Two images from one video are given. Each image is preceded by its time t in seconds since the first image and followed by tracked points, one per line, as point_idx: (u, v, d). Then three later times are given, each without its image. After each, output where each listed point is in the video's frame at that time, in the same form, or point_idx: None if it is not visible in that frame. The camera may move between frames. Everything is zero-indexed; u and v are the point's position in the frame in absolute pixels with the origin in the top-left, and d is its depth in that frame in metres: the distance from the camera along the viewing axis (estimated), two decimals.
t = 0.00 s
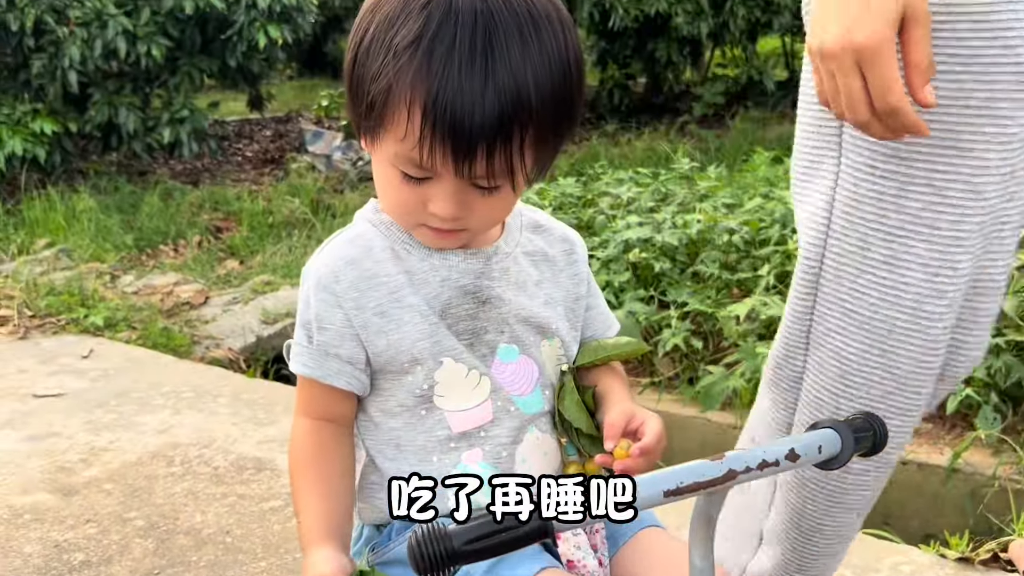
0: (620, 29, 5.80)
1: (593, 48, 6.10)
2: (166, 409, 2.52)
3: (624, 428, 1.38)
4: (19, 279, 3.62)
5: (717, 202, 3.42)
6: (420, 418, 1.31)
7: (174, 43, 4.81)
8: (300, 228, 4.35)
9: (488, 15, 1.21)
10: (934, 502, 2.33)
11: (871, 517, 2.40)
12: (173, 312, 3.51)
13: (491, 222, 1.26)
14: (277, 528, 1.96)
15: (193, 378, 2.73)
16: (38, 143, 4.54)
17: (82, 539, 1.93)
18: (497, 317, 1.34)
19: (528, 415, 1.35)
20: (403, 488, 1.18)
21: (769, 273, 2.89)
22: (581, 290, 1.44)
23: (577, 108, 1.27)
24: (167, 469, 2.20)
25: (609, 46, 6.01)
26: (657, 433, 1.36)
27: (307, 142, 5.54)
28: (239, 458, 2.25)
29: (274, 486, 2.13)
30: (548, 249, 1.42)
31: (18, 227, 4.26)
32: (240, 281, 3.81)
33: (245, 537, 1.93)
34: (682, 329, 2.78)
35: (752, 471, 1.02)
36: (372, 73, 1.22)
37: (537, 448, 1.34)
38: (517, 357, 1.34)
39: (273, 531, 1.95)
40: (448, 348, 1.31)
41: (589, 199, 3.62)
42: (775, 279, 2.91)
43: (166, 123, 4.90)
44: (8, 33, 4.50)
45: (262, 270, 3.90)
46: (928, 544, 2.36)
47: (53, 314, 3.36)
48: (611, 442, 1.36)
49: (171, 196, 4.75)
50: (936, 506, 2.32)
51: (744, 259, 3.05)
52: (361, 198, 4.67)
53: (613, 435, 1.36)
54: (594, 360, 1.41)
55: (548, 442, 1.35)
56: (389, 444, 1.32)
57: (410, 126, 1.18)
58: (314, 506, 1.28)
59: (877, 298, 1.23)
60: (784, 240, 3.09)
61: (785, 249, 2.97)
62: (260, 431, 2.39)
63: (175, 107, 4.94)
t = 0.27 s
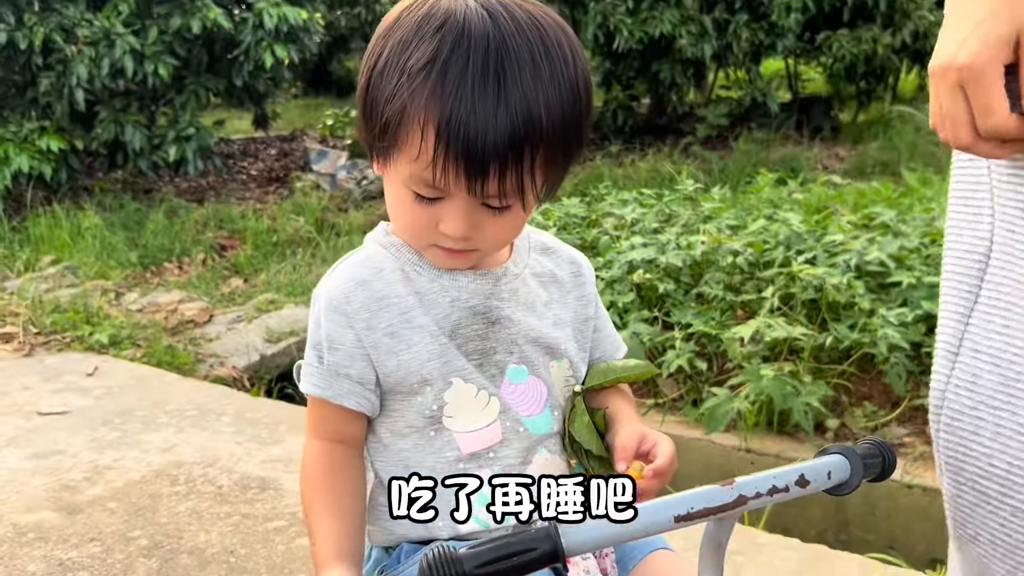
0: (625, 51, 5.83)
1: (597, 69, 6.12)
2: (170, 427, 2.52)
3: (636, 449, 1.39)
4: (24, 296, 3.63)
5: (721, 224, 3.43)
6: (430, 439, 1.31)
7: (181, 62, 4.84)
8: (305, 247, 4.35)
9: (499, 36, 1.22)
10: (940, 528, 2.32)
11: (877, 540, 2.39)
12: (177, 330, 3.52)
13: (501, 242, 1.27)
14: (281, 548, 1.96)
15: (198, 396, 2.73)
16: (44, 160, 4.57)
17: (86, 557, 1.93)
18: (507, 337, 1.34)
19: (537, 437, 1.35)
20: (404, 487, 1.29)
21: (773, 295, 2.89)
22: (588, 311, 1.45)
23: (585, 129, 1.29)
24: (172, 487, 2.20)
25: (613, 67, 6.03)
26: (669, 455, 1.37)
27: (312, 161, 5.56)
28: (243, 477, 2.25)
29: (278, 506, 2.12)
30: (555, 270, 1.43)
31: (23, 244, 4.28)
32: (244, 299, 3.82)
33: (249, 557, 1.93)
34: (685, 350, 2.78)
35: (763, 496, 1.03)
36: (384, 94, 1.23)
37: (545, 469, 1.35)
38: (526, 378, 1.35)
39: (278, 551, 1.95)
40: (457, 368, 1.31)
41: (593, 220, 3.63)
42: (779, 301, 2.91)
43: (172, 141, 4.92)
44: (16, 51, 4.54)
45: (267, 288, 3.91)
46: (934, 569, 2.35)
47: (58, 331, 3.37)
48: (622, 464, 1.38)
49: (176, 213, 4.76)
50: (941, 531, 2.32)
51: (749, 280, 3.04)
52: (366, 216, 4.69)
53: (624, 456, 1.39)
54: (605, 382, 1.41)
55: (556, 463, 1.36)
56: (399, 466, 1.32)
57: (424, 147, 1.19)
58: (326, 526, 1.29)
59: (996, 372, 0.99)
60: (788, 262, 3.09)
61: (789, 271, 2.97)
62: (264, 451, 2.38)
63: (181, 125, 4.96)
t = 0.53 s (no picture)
0: (627, 64, 5.84)
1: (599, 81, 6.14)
2: (171, 437, 2.52)
3: (638, 462, 1.39)
4: (26, 305, 3.63)
5: (723, 236, 3.44)
6: (432, 451, 1.32)
7: (184, 73, 4.86)
8: (306, 258, 4.36)
9: (505, 52, 1.23)
10: (942, 542, 2.32)
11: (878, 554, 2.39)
12: (179, 340, 3.52)
13: (507, 255, 1.27)
14: (282, 560, 1.96)
15: (199, 406, 2.74)
16: (48, 170, 4.58)
17: (87, 568, 1.93)
18: (509, 350, 1.35)
19: (539, 448, 1.35)
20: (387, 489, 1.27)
21: (774, 308, 2.89)
22: (589, 324, 1.46)
23: (588, 143, 1.30)
24: (172, 498, 2.20)
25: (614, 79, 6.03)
26: (671, 469, 1.36)
27: (314, 172, 5.57)
28: (244, 488, 2.25)
29: (279, 517, 2.13)
30: (556, 284, 1.44)
31: (26, 254, 4.28)
32: (246, 309, 3.83)
33: (249, 568, 1.93)
34: (686, 363, 2.78)
35: (764, 509, 1.04)
36: (392, 110, 1.23)
37: (548, 481, 1.35)
38: (528, 390, 1.35)
39: (278, 562, 1.95)
40: (460, 380, 1.31)
41: (595, 231, 3.63)
42: (780, 313, 2.91)
43: (175, 151, 4.94)
44: (21, 61, 4.55)
45: (269, 299, 3.92)
46: None
47: (60, 340, 3.37)
48: (625, 477, 1.38)
49: (179, 223, 4.77)
50: (943, 546, 2.32)
51: (750, 292, 3.05)
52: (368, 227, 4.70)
53: (626, 470, 1.39)
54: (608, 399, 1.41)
55: (558, 475, 1.36)
56: (401, 478, 1.33)
57: (431, 162, 1.19)
58: (336, 540, 1.29)
59: None
60: (790, 275, 3.09)
61: (790, 284, 2.97)
62: (265, 461, 2.39)
63: (184, 135, 4.97)
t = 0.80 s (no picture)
0: (627, 72, 5.85)
1: (599, 89, 6.15)
2: (172, 445, 2.53)
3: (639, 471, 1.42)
4: (27, 312, 3.63)
5: (723, 244, 3.44)
6: (433, 461, 1.33)
7: (185, 81, 4.87)
8: (306, 265, 4.37)
9: (506, 63, 1.24)
10: (942, 550, 2.32)
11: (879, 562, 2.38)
12: (179, 347, 3.52)
13: (511, 264, 1.29)
14: (282, 567, 1.96)
15: (199, 414, 2.74)
16: (49, 177, 4.58)
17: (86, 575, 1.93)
18: (510, 360, 1.35)
19: (540, 457, 1.37)
20: (379, 488, 1.29)
21: (774, 316, 2.89)
22: (587, 334, 1.47)
23: (589, 151, 1.31)
24: (173, 506, 2.20)
25: (614, 87, 6.03)
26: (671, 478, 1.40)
27: (315, 179, 5.58)
28: (244, 496, 2.25)
29: (279, 525, 2.13)
30: (555, 294, 1.45)
31: (26, 261, 4.29)
32: (246, 317, 3.83)
33: None
34: (686, 371, 2.77)
35: (762, 519, 1.05)
36: (395, 123, 1.24)
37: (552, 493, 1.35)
38: (529, 400, 1.36)
39: (278, 570, 1.96)
40: (463, 390, 1.32)
41: (595, 239, 3.63)
42: (780, 322, 2.91)
43: (176, 158, 4.95)
44: (22, 69, 4.56)
45: (269, 306, 3.92)
46: None
47: (60, 347, 3.37)
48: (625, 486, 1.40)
49: (179, 231, 4.78)
50: (943, 554, 2.31)
51: (750, 301, 3.05)
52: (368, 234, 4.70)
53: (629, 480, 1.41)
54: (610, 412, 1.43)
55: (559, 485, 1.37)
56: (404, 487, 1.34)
57: (436, 175, 1.20)
58: (367, 544, 1.33)
59: None
60: (789, 283, 3.09)
61: (790, 292, 2.97)
62: (265, 469, 2.39)
63: (185, 143, 4.99)
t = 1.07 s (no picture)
0: (626, 79, 5.86)
1: (598, 96, 6.16)
2: (171, 452, 2.52)
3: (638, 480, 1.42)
4: (26, 319, 3.63)
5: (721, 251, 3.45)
6: (431, 466, 1.33)
7: (185, 88, 4.88)
8: (305, 272, 4.37)
9: (506, 73, 1.24)
10: (941, 557, 2.31)
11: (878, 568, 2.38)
12: (178, 354, 3.52)
13: (509, 271, 1.29)
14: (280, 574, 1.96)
15: (198, 420, 2.74)
16: (48, 184, 4.58)
17: None
18: (507, 366, 1.36)
19: (538, 462, 1.38)
20: (379, 488, 1.29)
21: (773, 322, 2.89)
22: (583, 341, 1.48)
23: (586, 161, 1.32)
24: (171, 513, 2.20)
25: (612, 94, 6.04)
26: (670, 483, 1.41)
27: (314, 186, 5.59)
28: (242, 503, 2.25)
29: (277, 532, 2.12)
30: (552, 302, 1.46)
31: (25, 268, 4.29)
32: (245, 323, 3.83)
33: None
34: (685, 377, 2.77)
35: (760, 526, 1.06)
36: (396, 132, 1.23)
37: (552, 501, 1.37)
38: (526, 406, 1.36)
39: None
40: (460, 397, 1.32)
41: (593, 246, 3.64)
42: (779, 328, 2.92)
43: (175, 165, 4.95)
44: (21, 76, 4.57)
45: (268, 313, 3.92)
46: None
47: (59, 354, 3.37)
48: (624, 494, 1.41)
49: (178, 238, 4.78)
50: (942, 561, 2.31)
51: (749, 308, 3.06)
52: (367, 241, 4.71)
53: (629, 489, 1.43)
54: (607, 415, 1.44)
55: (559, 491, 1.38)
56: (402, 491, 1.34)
57: (438, 185, 1.20)
58: (367, 546, 1.32)
59: None
60: (788, 289, 3.09)
61: (789, 298, 2.97)
62: (263, 476, 2.38)
63: (184, 150, 4.99)
